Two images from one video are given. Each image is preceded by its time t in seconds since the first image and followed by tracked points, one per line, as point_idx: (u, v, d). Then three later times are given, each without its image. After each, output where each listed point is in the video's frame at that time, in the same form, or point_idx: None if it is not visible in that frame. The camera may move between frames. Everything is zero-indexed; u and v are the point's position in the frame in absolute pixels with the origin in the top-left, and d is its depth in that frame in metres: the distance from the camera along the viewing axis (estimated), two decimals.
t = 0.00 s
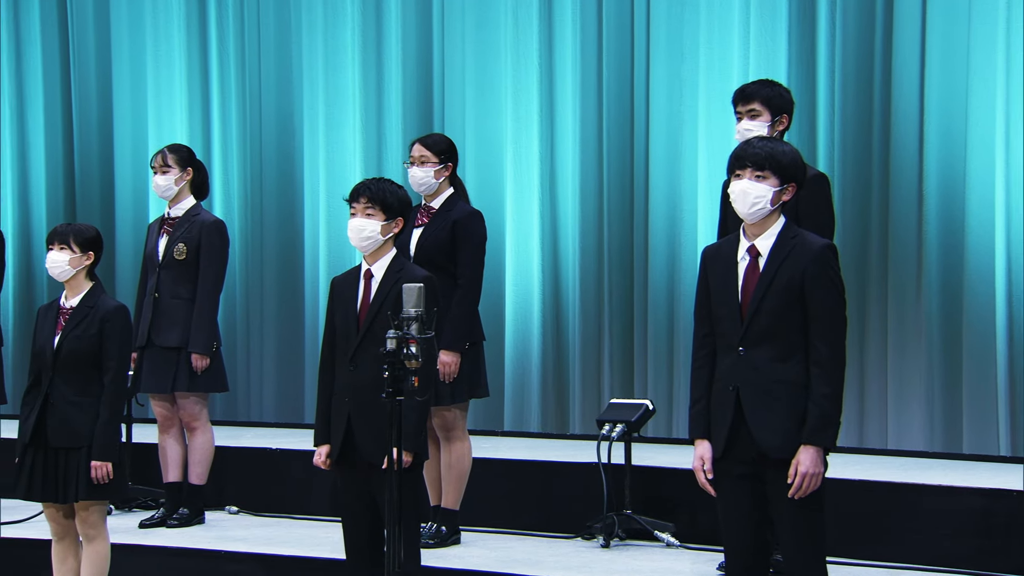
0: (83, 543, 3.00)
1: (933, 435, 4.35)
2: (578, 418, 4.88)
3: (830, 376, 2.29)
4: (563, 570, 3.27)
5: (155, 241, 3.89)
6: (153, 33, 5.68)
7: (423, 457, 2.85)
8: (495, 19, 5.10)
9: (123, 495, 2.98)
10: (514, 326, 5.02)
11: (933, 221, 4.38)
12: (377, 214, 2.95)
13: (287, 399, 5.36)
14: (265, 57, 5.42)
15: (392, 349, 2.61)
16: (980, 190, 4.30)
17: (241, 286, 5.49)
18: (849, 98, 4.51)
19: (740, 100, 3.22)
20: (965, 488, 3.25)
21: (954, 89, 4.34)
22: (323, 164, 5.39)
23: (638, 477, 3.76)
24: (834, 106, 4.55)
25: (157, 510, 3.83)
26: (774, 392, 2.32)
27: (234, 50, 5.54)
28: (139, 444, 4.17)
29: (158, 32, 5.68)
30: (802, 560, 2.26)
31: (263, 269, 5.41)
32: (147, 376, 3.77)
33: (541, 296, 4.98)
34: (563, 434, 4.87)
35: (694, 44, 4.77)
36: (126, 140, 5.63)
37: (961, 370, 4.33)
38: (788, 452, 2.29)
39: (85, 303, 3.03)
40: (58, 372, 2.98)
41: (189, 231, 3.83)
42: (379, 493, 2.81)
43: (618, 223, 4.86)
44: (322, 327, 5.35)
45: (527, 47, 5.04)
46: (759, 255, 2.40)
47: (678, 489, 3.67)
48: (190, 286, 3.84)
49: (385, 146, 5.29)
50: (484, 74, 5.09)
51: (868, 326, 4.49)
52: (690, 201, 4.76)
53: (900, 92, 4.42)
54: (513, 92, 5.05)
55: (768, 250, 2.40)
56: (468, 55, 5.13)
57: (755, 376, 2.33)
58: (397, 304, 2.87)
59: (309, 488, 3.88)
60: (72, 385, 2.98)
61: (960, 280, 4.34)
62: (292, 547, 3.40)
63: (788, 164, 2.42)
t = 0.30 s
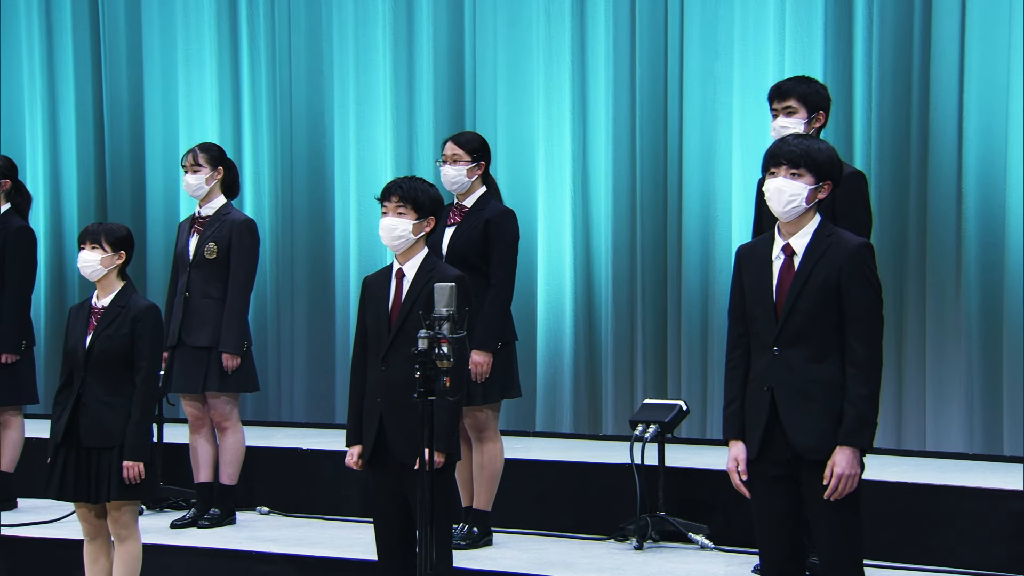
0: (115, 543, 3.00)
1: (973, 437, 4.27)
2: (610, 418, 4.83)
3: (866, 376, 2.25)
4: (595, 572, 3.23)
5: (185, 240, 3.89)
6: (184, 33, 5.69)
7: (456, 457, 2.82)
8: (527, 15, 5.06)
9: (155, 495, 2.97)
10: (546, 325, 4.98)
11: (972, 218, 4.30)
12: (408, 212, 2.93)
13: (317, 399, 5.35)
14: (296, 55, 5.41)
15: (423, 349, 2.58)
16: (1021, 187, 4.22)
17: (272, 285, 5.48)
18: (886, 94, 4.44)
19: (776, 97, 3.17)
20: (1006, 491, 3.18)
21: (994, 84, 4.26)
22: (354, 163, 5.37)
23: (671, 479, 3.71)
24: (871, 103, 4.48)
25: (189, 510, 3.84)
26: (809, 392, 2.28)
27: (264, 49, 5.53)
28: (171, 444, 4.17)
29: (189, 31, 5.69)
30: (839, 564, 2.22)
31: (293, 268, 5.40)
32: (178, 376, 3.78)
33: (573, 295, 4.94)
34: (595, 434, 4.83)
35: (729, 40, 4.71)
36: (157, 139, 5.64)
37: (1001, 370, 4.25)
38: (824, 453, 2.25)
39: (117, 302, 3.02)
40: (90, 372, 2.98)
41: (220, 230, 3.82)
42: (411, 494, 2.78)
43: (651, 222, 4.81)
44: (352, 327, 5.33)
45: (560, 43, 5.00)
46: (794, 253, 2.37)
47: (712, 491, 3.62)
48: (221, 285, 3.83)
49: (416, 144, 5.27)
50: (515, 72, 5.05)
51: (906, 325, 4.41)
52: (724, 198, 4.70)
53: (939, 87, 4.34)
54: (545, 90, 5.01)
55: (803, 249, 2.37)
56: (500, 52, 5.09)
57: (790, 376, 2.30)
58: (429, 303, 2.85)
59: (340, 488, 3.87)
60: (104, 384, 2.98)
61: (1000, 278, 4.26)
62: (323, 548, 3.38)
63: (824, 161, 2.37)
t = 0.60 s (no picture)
0: (146, 543, 2.99)
1: (1013, 439, 4.18)
2: (644, 419, 4.78)
3: (904, 376, 2.20)
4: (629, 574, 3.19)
5: (216, 239, 3.89)
6: (215, 32, 5.69)
7: (489, 458, 2.79)
8: (559, 10, 5.01)
9: (185, 496, 2.96)
10: (578, 325, 4.94)
11: (1012, 216, 4.23)
12: (440, 211, 2.89)
13: (348, 399, 5.34)
14: (327, 53, 5.39)
15: (455, 348, 2.55)
16: None
17: (302, 285, 5.47)
18: (925, 90, 4.36)
19: (813, 94, 3.10)
20: None
21: None
22: (385, 161, 5.34)
23: (705, 480, 3.66)
24: (909, 99, 4.40)
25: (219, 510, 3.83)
26: (846, 393, 2.24)
27: (295, 47, 5.52)
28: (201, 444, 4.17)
29: (219, 29, 5.69)
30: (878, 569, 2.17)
31: (324, 267, 5.38)
32: (210, 376, 3.76)
33: (605, 294, 4.89)
34: (628, 435, 4.78)
35: (764, 36, 4.65)
36: (189, 141, 5.67)
37: None
38: (861, 453, 2.21)
39: (148, 302, 3.02)
40: (122, 371, 2.97)
41: (251, 229, 3.81)
42: (443, 495, 2.75)
43: (685, 220, 4.75)
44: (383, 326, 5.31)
45: (593, 39, 4.95)
46: (830, 252, 2.33)
47: (747, 493, 3.57)
48: (252, 285, 3.82)
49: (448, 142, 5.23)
50: (547, 68, 5.01)
51: (945, 325, 4.32)
52: (759, 195, 4.64)
53: (979, 82, 4.27)
54: (578, 87, 4.97)
55: (840, 248, 2.32)
56: (532, 48, 5.04)
57: (826, 377, 2.26)
58: (462, 303, 2.82)
59: (371, 489, 3.86)
60: (135, 385, 2.97)
61: None
62: (354, 548, 3.37)
63: (860, 159, 2.31)
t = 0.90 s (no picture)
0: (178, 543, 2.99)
1: None
2: (678, 420, 4.72)
3: (944, 377, 2.15)
4: None
5: (247, 238, 3.88)
6: (246, 30, 5.69)
7: (521, 458, 2.76)
8: (592, 7, 4.96)
9: (217, 496, 2.95)
10: (611, 324, 4.89)
11: None
12: (472, 210, 2.85)
13: (380, 398, 5.32)
14: (358, 51, 5.37)
15: (487, 348, 2.52)
16: None
17: (332, 284, 5.45)
18: (965, 85, 4.29)
19: (851, 90, 3.04)
20: None
21: None
22: (416, 159, 5.31)
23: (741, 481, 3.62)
24: (949, 95, 4.33)
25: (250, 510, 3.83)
26: (882, 394, 2.19)
27: (326, 44, 5.51)
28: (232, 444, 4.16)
29: (251, 27, 5.69)
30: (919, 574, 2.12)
31: (354, 266, 5.36)
32: (241, 376, 3.76)
33: (639, 294, 4.84)
34: (662, 436, 4.72)
35: (800, 32, 4.59)
36: (219, 137, 5.67)
37: None
38: (900, 455, 2.16)
39: (179, 302, 3.01)
40: (153, 371, 2.96)
41: (282, 228, 3.81)
42: (474, 496, 2.72)
43: (720, 218, 4.70)
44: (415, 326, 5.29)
45: (626, 36, 4.90)
46: (867, 251, 2.28)
47: (783, 495, 3.51)
48: (283, 284, 3.82)
49: (479, 141, 5.19)
50: (580, 65, 4.96)
51: (986, 324, 4.24)
52: (796, 193, 4.58)
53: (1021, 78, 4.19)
54: (611, 84, 4.92)
55: (877, 246, 2.27)
56: (564, 45, 5.00)
57: (863, 377, 2.21)
58: (494, 303, 2.78)
59: (403, 489, 3.84)
60: (166, 384, 2.96)
61: None
62: (385, 549, 3.34)
63: (898, 157, 2.26)
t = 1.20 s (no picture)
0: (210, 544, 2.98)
1: None
2: (712, 420, 4.66)
3: (984, 378, 2.10)
4: None
5: (277, 237, 3.87)
6: (276, 28, 5.69)
7: (553, 459, 2.72)
8: (625, 3, 4.92)
9: (248, 497, 2.94)
10: (644, 324, 4.84)
11: None
12: (505, 209, 2.82)
13: (411, 398, 5.31)
14: (389, 50, 5.35)
15: (520, 348, 2.49)
16: None
17: (364, 284, 5.44)
18: (1006, 81, 4.21)
19: (889, 87, 2.98)
20: None
21: None
22: (447, 157, 5.28)
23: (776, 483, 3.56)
24: (990, 91, 4.25)
25: (281, 511, 3.82)
26: (920, 395, 2.14)
27: (357, 43, 5.50)
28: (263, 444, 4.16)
29: (281, 25, 5.69)
30: None
31: (385, 266, 5.35)
32: (272, 376, 3.75)
33: (672, 293, 4.79)
34: (695, 438, 4.66)
35: (837, 28, 4.53)
36: (250, 136, 5.68)
37: None
38: (939, 457, 2.10)
39: (211, 302, 3.00)
40: (184, 371, 2.96)
41: (312, 227, 3.80)
42: (506, 497, 2.69)
43: (755, 216, 4.64)
44: (446, 326, 5.27)
45: (659, 33, 4.86)
46: (904, 250, 2.22)
47: (819, 497, 3.45)
48: (313, 284, 3.81)
49: (511, 139, 5.15)
50: (613, 62, 4.92)
51: None
52: (832, 191, 4.51)
53: None
54: (644, 81, 4.87)
55: (915, 245, 2.21)
56: (597, 42, 4.95)
57: (901, 378, 2.16)
58: (526, 302, 2.75)
59: (434, 490, 3.82)
60: (198, 384, 2.96)
61: None
62: (416, 551, 3.32)
63: (937, 154, 2.21)
